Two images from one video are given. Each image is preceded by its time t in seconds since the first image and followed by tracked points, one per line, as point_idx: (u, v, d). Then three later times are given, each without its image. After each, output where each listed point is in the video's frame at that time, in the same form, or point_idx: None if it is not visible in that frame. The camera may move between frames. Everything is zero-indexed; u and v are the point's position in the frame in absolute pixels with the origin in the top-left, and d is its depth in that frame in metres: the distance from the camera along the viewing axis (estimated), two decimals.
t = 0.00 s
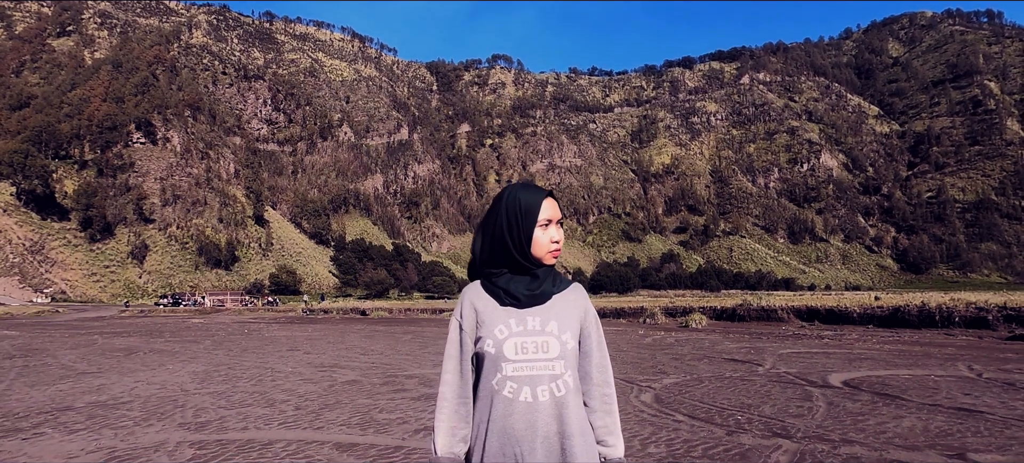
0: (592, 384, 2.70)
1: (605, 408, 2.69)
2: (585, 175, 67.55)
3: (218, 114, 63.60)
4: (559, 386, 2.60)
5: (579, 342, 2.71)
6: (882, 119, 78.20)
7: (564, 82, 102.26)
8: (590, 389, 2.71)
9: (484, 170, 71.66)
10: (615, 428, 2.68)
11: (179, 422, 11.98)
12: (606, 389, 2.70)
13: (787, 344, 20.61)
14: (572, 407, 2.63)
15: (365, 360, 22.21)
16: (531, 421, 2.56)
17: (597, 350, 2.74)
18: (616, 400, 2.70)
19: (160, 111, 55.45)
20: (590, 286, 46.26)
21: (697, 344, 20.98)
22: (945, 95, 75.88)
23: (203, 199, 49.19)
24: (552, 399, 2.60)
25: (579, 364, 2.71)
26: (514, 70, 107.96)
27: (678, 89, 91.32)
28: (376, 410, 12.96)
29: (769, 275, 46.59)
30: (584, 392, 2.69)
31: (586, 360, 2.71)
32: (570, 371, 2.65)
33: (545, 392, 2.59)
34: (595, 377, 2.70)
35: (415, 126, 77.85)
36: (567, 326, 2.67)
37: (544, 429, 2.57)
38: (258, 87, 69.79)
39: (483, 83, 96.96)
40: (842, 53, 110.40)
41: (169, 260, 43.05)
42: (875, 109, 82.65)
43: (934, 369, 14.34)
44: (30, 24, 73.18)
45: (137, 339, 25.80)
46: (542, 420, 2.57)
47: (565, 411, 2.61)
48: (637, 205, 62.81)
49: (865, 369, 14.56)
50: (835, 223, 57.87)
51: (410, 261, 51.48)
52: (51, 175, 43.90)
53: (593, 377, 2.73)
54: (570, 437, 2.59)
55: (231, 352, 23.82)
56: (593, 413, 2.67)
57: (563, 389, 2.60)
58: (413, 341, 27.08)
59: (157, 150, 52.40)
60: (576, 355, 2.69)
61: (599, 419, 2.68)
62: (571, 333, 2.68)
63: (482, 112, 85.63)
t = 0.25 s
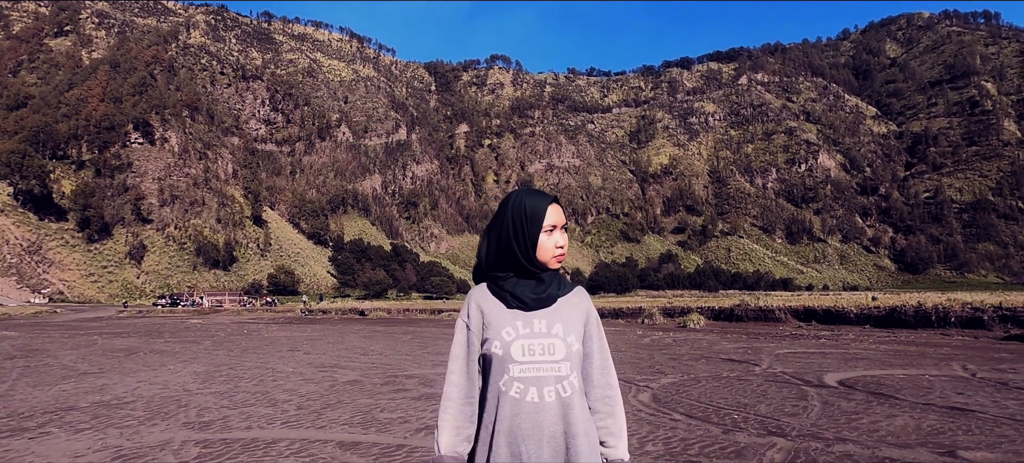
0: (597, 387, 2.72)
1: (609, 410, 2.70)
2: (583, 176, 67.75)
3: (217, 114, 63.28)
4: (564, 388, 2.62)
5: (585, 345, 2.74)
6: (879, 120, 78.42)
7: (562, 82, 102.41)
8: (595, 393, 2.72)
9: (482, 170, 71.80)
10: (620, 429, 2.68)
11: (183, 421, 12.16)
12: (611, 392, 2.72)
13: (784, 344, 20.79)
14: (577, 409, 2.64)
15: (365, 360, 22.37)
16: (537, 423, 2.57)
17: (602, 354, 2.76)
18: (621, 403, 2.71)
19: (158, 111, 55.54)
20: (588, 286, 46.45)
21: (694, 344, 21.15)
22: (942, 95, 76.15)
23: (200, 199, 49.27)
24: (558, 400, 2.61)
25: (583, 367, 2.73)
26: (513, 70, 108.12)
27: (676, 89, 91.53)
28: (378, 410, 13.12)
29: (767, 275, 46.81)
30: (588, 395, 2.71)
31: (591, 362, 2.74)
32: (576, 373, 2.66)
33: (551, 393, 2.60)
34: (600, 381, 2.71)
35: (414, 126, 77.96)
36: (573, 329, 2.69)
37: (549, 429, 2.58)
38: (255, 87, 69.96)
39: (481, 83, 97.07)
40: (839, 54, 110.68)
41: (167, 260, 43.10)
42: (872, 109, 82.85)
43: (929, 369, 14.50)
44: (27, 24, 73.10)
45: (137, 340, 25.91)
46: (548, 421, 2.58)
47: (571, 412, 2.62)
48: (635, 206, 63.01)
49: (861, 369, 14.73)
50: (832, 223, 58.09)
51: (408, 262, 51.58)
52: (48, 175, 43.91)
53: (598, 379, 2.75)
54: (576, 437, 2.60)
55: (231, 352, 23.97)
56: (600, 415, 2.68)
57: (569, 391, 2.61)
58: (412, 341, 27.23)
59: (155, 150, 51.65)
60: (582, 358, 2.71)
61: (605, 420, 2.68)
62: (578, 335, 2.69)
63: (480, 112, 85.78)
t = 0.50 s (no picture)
0: (600, 385, 2.77)
1: (612, 406, 2.75)
2: (580, 176, 67.93)
3: (214, 115, 63.87)
4: (569, 384, 2.66)
5: (588, 344, 2.79)
6: (876, 120, 78.70)
7: (560, 83, 102.63)
8: (598, 390, 2.78)
9: (480, 171, 71.92)
10: (622, 424, 2.72)
11: (187, 420, 12.33)
12: (614, 389, 2.77)
13: (780, 344, 20.95)
14: (582, 405, 2.68)
15: (365, 361, 22.51)
16: (541, 420, 2.60)
17: (605, 351, 2.82)
18: (624, 399, 2.76)
19: (156, 111, 55.64)
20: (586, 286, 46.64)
21: (692, 344, 21.32)
22: (939, 96, 76.32)
23: (198, 200, 49.37)
24: (563, 397, 2.65)
25: (586, 365, 2.78)
26: (511, 71, 108.23)
27: (673, 89, 91.73)
28: (378, 409, 13.26)
29: (765, 276, 47.04)
30: (592, 392, 2.76)
31: (595, 359, 2.79)
32: (580, 370, 2.71)
33: (557, 390, 2.64)
34: (603, 378, 2.77)
35: (412, 127, 78.08)
36: (577, 327, 2.73)
37: (555, 426, 2.62)
38: (254, 87, 70.44)
39: (479, 84, 97.20)
40: (837, 54, 110.97)
41: (164, 261, 43.13)
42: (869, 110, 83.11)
43: (923, 369, 14.64)
44: (24, 24, 73.06)
45: (136, 341, 26.03)
46: (553, 418, 2.62)
47: (574, 408, 2.67)
48: (633, 206, 63.18)
49: (856, 368, 14.89)
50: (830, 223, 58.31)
51: (406, 262, 51.66)
52: (45, 176, 43.88)
53: (600, 377, 2.80)
54: (581, 433, 2.65)
55: (231, 353, 24.11)
56: (603, 410, 2.73)
57: (574, 388, 2.66)
58: (411, 341, 27.39)
59: (152, 151, 52.60)
60: (586, 356, 2.76)
61: (606, 416, 2.73)
62: (581, 333, 2.74)
63: (478, 112, 85.87)
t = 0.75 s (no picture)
0: (598, 379, 2.96)
1: (611, 399, 2.93)
2: (577, 177, 68.14)
3: (210, 115, 63.89)
4: (570, 380, 2.84)
5: (586, 341, 2.97)
6: (872, 121, 78.99)
7: (557, 84, 102.84)
8: (595, 384, 2.97)
9: (477, 171, 72.06)
10: (621, 414, 2.90)
11: (189, 419, 12.60)
12: (611, 383, 2.96)
13: (775, 344, 21.20)
14: (581, 399, 2.87)
15: (364, 361, 22.69)
16: (545, 414, 2.78)
17: (602, 349, 3.01)
18: (621, 393, 2.95)
19: (151, 112, 55.66)
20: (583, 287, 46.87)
21: (688, 344, 21.55)
22: (934, 97, 76.66)
23: (195, 201, 49.47)
24: (564, 391, 2.83)
25: (586, 361, 2.96)
26: (507, 71, 108.32)
27: (670, 90, 91.95)
28: (377, 408, 13.44)
29: (761, 276, 47.32)
30: (591, 387, 2.95)
31: (592, 357, 2.98)
32: (579, 366, 2.89)
33: (559, 386, 2.82)
34: (601, 373, 2.96)
35: (409, 127, 78.15)
36: (576, 326, 2.92)
37: (557, 420, 2.80)
38: (250, 88, 70.77)
39: (476, 84, 97.41)
40: (832, 55, 111.37)
41: (160, 262, 43.15)
42: (865, 111, 83.44)
43: (915, 367, 14.84)
44: (18, 24, 72.87)
45: (134, 342, 26.13)
46: (555, 413, 2.80)
47: (575, 401, 2.85)
48: (630, 207, 63.40)
49: (849, 367, 15.14)
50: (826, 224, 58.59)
51: (403, 263, 51.73)
52: (41, 176, 43.81)
53: (597, 372, 2.99)
54: (582, 426, 2.84)
55: (230, 353, 24.26)
56: (603, 404, 2.92)
57: (574, 384, 2.84)
58: (409, 341, 27.55)
59: (148, 152, 52.50)
60: (584, 353, 2.95)
61: (604, 408, 2.93)
62: (579, 332, 2.93)
63: (475, 113, 85.98)
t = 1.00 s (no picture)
0: (595, 376, 3.09)
1: (607, 397, 3.07)
2: (574, 177, 68.33)
3: (206, 115, 63.91)
4: (568, 378, 2.97)
5: (583, 341, 3.10)
6: (868, 121, 79.31)
7: (553, 84, 102.97)
8: (591, 383, 3.09)
9: (474, 171, 72.17)
10: (615, 411, 3.04)
11: (190, 419, 13.13)
12: (606, 381, 3.10)
13: (770, 343, 21.41)
14: (579, 397, 2.99)
15: (362, 361, 22.83)
16: (545, 412, 2.90)
17: (598, 348, 3.14)
18: (616, 391, 3.09)
19: (147, 112, 55.63)
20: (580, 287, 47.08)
21: (684, 344, 21.73)
22: (928, 97, 77.01)
23: (190, 201, 49.50)
24: (563, 389, 2.95)
25: (583, 358, 3.09)
26: (504, 72, 108.42)
27: (667, 90, 92.20)
28: (377, 407, 13.64)
29: (758, 276, 47.57)
30: (588, 385, 3.08)
31: (589, 356, 3.11)
32: (576, 365, 3.01)
33: (558, 386, 2.94)
34: (597, 372, 3.09)
35: (405, 127, 78.20)
36: (572, 326, 3.04)
37: (556, 418, 2.93)
38: (246, 89, 70.77)
39: (473, 85, 97.52)
40: (828, 56, 111.76)
41: (156, 262, 43.24)
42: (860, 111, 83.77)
43: (908, 366, 14.98)
44: (13, 24, 72.67)
45: (132, 343, 26.21)
46: (554, 409, 2.92)
47: (573, 398, 2.97)
48: (626, 207, 63.63)
49: (843, 366, 15.30)
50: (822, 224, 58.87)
51: (400, 263, 51.81)
52: (36, 177, 43.77)
53: (593, 371, 3.12)
54: (579, 423, 2.96)
55: (228, 354, 24.37)
56: (599, 401, 3.06)
57: (573, 381, 2.97)
58: (407, 341, 27.70)
59: (144, 152, 52.54)
60: (582, 351, 3.06)
61: (601, 405, 3.06)
62: (576, 331, 3.06)
63: (472, 113, 86.11)
